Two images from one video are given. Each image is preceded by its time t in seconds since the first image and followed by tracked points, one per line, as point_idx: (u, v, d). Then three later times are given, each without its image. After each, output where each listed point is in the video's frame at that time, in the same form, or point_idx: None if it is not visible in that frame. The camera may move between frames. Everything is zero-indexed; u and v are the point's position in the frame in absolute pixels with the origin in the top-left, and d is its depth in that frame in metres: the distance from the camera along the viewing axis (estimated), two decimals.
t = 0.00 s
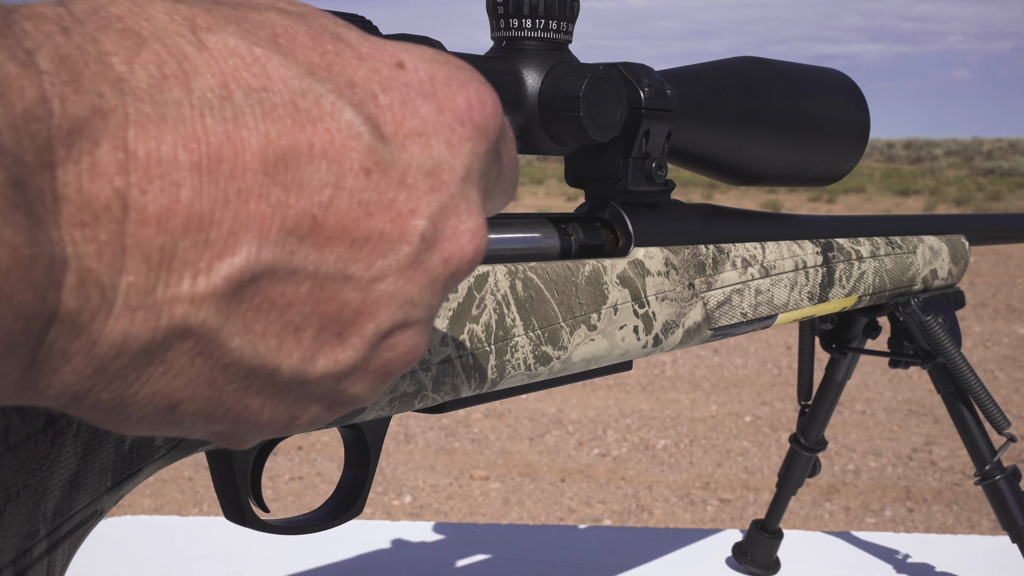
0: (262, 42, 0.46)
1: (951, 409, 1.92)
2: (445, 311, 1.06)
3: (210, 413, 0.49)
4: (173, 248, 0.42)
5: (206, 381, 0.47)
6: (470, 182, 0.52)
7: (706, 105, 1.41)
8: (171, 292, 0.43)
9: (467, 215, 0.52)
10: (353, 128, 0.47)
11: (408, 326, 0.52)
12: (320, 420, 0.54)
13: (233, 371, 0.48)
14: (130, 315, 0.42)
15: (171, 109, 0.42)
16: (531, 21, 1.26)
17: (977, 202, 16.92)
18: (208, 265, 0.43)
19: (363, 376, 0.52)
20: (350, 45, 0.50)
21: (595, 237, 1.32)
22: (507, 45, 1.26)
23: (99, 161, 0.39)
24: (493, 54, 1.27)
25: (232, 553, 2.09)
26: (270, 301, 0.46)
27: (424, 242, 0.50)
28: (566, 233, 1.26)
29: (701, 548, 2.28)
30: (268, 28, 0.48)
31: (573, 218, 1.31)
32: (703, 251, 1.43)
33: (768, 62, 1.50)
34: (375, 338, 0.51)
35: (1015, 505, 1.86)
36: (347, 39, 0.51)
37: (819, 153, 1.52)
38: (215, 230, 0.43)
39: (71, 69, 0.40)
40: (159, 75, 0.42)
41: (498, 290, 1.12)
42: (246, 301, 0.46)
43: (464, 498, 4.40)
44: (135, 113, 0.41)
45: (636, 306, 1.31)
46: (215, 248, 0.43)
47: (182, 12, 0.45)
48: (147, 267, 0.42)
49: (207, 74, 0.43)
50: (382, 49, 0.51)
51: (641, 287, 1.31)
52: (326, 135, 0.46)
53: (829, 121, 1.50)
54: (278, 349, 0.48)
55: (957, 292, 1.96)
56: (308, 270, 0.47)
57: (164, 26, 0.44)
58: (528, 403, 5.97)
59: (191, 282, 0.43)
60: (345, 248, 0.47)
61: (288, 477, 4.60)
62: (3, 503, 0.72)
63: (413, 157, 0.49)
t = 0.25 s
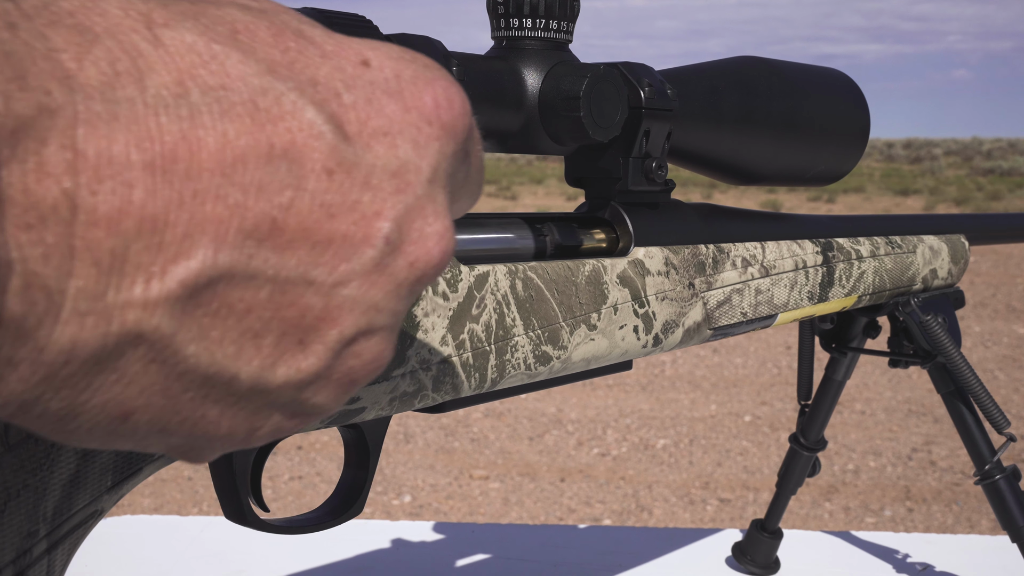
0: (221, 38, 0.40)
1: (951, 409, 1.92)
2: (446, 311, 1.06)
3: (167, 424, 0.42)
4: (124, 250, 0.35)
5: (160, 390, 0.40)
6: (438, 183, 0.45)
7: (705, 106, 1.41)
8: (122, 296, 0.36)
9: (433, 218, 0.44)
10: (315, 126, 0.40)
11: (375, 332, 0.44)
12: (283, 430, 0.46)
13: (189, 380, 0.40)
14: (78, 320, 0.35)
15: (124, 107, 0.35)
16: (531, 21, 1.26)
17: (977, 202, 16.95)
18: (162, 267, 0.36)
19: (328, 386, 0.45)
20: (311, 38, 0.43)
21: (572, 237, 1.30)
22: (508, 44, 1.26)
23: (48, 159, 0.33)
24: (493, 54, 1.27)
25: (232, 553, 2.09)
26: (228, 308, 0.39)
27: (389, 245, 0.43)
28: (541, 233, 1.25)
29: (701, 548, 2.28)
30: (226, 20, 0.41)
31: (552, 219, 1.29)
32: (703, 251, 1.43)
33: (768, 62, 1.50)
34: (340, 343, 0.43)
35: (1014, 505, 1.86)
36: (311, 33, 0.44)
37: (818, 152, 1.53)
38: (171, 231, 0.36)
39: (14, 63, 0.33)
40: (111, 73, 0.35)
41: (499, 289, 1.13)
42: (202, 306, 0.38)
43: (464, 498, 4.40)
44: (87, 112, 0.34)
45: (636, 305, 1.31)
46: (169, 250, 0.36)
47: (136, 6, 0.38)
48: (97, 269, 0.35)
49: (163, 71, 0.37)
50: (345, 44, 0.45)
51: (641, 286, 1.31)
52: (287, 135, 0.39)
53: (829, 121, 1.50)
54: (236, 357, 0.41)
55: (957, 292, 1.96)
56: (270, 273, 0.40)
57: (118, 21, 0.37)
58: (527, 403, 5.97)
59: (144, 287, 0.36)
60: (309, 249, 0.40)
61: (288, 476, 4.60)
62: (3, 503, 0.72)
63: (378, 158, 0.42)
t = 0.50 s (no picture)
0: (183, 36, 0.37)
1: (950, 409, 1.92)
2: (445, 310, 1.07)
3: (125, 433, 0.38)
4: (79, 253, 0.32)
5: (116, 397, 0.36)
6: (409, 185, 0.41)
7: (705, 105, 1.40)
8: (76, 301, 0.32)
9: (403, 220, 0.40)
10: (279, 125, 0.36)
11: (343, 338, 0.40)
12: (247, 438, 0.42)
13: (148, 388, 0.37)
14: (29, 326, 0.32)
15: (81, 105, 0.32)
16: (531, 21, 1.26)
17: (977, 202, 16.95)
18: (119, 270, 0.33)
19: (292, 395, 0.40)
20: (277, 35, 0.40)
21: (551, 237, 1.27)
22: (507, 44, 1.26)
23: None
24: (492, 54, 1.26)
25: (232, 553, 2.09)
26: (187, 315, 0.36)
27: (356, 248, 0.39)
28: (519, 234, 1.22)
29: (701, 548, 2.28)
30: (188, 17, 0.38)
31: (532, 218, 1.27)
32: (703, 251, 1.43)
33: (767, 62, 1.50)
34: (306, 350, 0.39)
35: (1014, 504, 1.86)
36: (276, 29, 0.41)
37: (817, 153, 1.53)
38: (129, 233, 0.33)
39: None
40: (67, 70, 0.32)
41: (498, 289, 1.13)
42: (162, 312, 0.35)
43: (463, 498, 4.40)
44: (41, 112, 0.31)
45: (635, 305, 1.31)
46: (127, 255, 0.33)
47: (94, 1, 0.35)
48: (49, 272, 0.31)
49: (121, 71, 0.34)
50: (312, 42, 0.41)
51: (640, 286, 1.31)
52: (250, 135, 0.36)
53: (828, 121, 1.50)
54: (197, 364, 0.37)
55: (956, 292, 1.96)
56: (232, 277, 0.36)
57: (75, 17, 0.34)
58: (527, 403, 5.97)
59: (100, 291, 0.33)
60: (272, 251, 0.37)
61: (288, 476, 4.61)
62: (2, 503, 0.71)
63: (345, 158, 0.39)
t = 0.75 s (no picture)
0: (139, 28, 0.32)
1: (950, 409, 1.92)
2: (445, 310, 1.07)
3: (79, 441, 0.34)
4: (29, 251, 0.28)
5: (69, 402, 0.32)
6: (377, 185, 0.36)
7: (704, 105, 1.41)
8: (25, 301, 0.28)
9: (368, 218, 0.35)
10: (238, 120, 0.32)
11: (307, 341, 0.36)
12: (206, 446, 0.38)
13: (103, 393, 0.32)
14: None
15: (27, 98, 0.28)
16: (531, 21, 1.26)
17: (976, 203, 16.97)
18: (72, 272, 0.29)
19: (254, 400, 0.36)
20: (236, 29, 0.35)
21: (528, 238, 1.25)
22: (507, 44, 1.26)
23: None
24: (492, 54, 1.26)
25: (232, 553, 2.09)
26: (143, 318, 0.31)
27: (321, 249, 0.34)
28: (495, 235, 1.20)
29: (701, 548, 2.28)
30: (144, 8, 0.33)
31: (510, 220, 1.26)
32: (703, 251, 1.43)
33: (766, 62, 1.50)
34: (270, 353, 0.35)
35: (1013, 504, 1.86)
36: (236, 24, 0.36)
37: (816, 153, 1.53)
38: (81, 234, 0.29)
39: None
40: (15, 64, 0.28)
41: (498, 289, 1.13)
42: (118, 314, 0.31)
43: (463, 498, 4.40)
44: None
45: (634, 305, 1.31)
46: (80, 255, 0.29)
47: None
48: None
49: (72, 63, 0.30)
50: (270, 35, 0.36)
51: (640, 286, 1.31)
52: (209, 131, 0.31)
53: (828, 121, 1.50)
54: (153, 368, 0.33)
55: (956, 292, 1.96)
56: (190, 278, 0.32)
57: (24, 8, 0.30)
58: (527, 403, 5.97)
59: (51, 292, 0.29)
60: (232, 250, 0.32)
61: (288, 476, 4.61)
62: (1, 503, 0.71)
63: (307, 156, 0.34)
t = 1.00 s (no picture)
0: (94, 17, 0.30)
1: (950, 409, 1.92)
2: (445, 310, 1.07)
3: (32, 447, 0.32)
4: None
5: (21, 407, 0.31)
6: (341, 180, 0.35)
7: (704, 105, 1.41)
8: None
9: (331, 216, 0.34)
10: (198, 115, 0.31)
11: (269, 343, 0.35)
12: (167, 451, 0.36)
13: (56, 399, 0.31)
14: None
15: None
16: (530, 21, 1.26)
17: (976, 203, 16.98)
18: (24, 270, 0.28)
19: (214, 404, 0.35)
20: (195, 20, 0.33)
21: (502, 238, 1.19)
22: (507, 44, 1.26)
23: None
24: (491, 54, 1.26)
25: (232, 553, 2.09)
26: (98, 317, 0.30)
27: (284, 247, 0.33)
28: (468, 235, 1.15)
29: (701, 548, 2.28)
30: None
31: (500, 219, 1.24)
32: (703, 251, 1.44)
33: (766, 62, 1.50)
34: (231, 355, 0.34)
35: (1013, 504, 1.86)
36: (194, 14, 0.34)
37: (816, 153, 1.53)
38: (34, 231, 0.28)
39: None
40: None
41: (498, 288, 1.13)
42: (73, 315, 0.30)
43: (463, 498, 4.40)
44: None
45: (634, 305, 1.31)
46: (32, 253, 0.28)
47: None
48: None
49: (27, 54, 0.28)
50: (229, 27, 0.34)
51: (639, 286, 1.31)
52: (168, 126, 0.30)
53: (828, 121, 1.50)
54: (110, 372, 0.31)
55: (956, 292, 1.96)
56: (147, 277, 0.30)
57: None
58: (527, 403, 5.97)
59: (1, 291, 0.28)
60: (191, 249, 0.31)
61: (288, 476, 4.61)
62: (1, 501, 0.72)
63: (270, 152, 0.33)
